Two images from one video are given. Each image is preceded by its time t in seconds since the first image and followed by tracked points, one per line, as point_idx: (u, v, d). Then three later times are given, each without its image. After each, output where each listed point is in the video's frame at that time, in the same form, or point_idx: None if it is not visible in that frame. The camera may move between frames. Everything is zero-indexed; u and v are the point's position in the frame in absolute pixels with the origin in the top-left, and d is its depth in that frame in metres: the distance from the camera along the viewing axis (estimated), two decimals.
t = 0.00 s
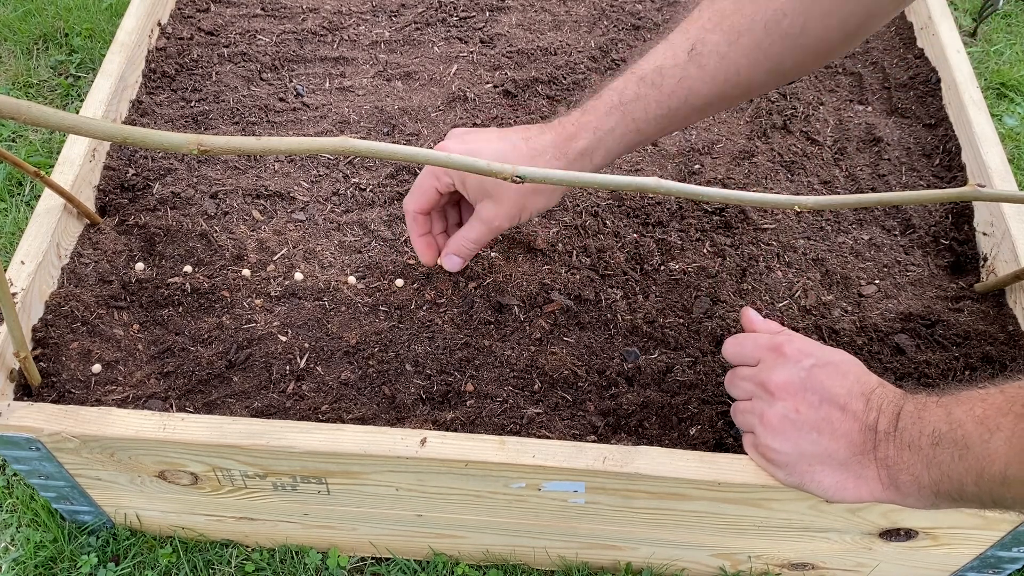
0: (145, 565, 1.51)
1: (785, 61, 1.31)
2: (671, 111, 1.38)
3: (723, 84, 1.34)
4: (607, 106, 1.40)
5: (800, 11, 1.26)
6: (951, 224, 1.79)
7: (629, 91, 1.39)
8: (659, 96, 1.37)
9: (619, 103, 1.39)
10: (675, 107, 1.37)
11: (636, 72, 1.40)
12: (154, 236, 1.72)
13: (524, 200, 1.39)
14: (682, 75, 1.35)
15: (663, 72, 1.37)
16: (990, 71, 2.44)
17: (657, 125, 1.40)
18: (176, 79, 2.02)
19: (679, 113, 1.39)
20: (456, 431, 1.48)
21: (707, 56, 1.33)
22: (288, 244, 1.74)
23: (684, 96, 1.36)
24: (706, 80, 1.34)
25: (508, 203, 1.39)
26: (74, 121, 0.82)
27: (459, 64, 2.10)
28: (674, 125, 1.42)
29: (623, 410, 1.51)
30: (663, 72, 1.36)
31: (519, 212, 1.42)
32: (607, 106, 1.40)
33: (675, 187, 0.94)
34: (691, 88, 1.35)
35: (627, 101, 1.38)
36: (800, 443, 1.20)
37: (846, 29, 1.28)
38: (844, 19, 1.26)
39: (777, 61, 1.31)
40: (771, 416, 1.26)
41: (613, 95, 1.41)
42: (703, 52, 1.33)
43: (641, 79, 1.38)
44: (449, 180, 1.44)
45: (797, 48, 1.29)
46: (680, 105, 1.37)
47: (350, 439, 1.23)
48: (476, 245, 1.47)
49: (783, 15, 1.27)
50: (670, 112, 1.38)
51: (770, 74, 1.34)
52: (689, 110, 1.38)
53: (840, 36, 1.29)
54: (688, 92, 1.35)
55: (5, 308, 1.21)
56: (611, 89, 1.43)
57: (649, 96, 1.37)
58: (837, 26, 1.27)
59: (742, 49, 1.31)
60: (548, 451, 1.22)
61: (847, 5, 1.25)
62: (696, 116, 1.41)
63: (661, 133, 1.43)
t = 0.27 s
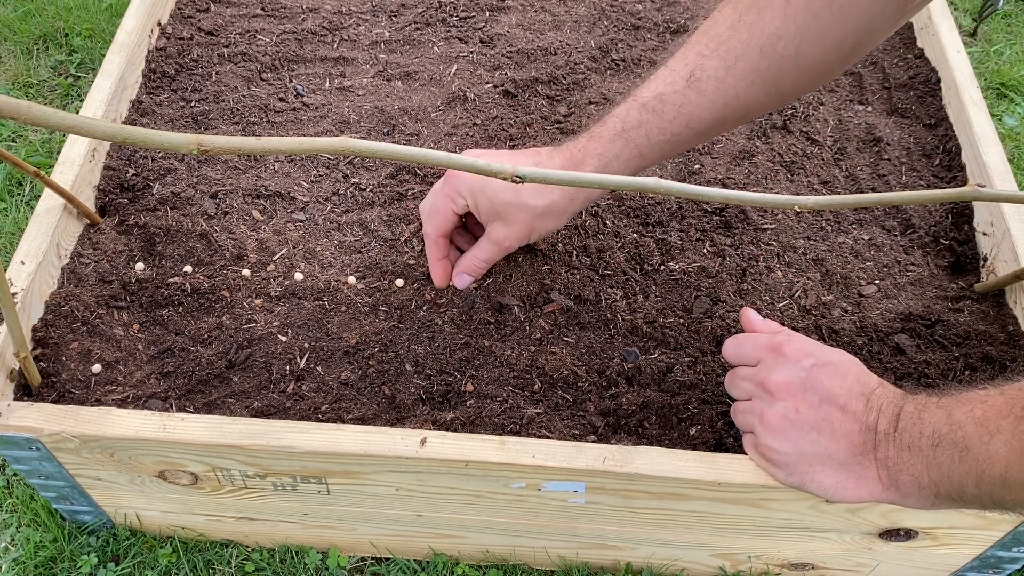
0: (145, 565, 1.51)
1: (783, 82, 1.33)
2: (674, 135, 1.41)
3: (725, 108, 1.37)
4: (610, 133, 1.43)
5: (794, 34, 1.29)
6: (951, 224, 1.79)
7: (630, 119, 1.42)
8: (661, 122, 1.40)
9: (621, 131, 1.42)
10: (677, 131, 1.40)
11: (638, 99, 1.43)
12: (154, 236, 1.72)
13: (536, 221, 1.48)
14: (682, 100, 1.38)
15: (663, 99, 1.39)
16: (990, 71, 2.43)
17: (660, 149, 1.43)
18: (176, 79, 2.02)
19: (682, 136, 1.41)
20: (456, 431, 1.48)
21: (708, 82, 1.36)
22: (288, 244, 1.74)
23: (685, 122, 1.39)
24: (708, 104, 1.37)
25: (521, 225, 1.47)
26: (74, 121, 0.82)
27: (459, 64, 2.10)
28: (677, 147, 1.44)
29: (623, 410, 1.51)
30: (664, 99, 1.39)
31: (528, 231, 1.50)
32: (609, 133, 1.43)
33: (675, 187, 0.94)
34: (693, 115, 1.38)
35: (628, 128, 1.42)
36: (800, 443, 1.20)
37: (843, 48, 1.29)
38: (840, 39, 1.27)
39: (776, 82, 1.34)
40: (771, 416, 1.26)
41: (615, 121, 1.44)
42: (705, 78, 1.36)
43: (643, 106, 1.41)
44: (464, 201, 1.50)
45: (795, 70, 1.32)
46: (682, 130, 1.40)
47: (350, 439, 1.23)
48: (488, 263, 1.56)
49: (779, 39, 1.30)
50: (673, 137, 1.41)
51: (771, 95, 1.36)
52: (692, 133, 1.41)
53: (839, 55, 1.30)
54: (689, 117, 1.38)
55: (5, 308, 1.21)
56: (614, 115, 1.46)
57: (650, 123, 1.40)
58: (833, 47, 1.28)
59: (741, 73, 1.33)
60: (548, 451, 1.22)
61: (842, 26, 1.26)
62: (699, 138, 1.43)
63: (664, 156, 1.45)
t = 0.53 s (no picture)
0: (145, 565, 1.51)
1: (791, 84, 1.34)
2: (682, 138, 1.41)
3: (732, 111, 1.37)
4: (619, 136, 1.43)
5: (803, 36, 1.29)
6: (951, 224, 1.79)
7: (640, 122, 1.42)
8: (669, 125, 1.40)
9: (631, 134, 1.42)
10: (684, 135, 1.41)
11: (648, 101, 1.43)
12: (154, 236, 1.72)
13: (547, 222, 1.48)
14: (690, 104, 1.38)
15: (673, 103, 1.40)
16: (990, 71, 2.43)
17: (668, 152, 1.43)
18: (176, 79, 2.02)
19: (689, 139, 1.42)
20: (456, 431, 1.48)
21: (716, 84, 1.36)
22: (288, 244, 1.74)
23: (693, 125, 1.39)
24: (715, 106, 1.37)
25: (532, 226, 1.48)
26: (74, 121, 0.82)
27: (459, 64, 2.10)
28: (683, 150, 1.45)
29: (623, 410, 1.51)
30: (673, 103, 1.39)
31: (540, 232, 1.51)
32: (619, 136, 1.43)
33: (675, 187, 0.94)
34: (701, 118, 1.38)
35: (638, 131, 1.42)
36: (800, 443, 1.20)
37: (851, 49, 1.29)
38: (848, 39, 1.27)
39: (785, 84, 1.34)
40: (771, 416, 1.26)
41: (625, 124, 1.44)
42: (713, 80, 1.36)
43: (653, 109, 1.42)
44: (475, 201, 1.51)
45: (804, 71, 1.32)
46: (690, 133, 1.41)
47: (350, 439, 1.23)
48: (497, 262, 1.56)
49: (787, 41, 1.30)
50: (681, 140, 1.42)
51: (780, 97, 1.36)
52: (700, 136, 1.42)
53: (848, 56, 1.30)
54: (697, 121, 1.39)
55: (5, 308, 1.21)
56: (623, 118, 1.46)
57: (659, 126, 1.41)
58: (842, 48, 1.29)
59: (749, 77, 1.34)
60: (548, 451, 1.22)
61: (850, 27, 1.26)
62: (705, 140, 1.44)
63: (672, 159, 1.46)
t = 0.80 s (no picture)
0: (145, 565, 1.51)
1: (788, 86, 1.34)
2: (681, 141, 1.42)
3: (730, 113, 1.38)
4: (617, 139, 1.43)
5: (800, 39, 1.29)
6: (951, 224, 1.79)
7: (638, 126, 1.42)
8: (667, 129, 1.40)
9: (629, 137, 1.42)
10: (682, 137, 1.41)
11: (645, 105, 1.43)
12: (154, 236, 1.72)
13: (544, 228, 1.48)
14: (688, 107, 1.38)
15: (671, 106, 1.39)
16: (990, 71, 2.44)
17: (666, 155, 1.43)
18: (176, 79, 2.02)
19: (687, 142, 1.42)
20: (456, 431, 1.48)
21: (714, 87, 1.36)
22: (288, 244, 1.74)
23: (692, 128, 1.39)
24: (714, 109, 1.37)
25: (529, 232, 1.47)
26: (74, 121, 0.82)
27: (459, 64, 2.10)
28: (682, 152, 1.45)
29: (623, 410, 1.51)
30: (671, 106, 1.39)
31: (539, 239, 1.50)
32: (616, 140, 1.43)
33: (675, 186, 0.94)
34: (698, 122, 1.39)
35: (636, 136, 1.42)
36: (800, 443, 1.20)
37: (847, 51, 1.30)
38: (845, 41, 1.28)
39: (782, 86, 1.34)
40: (771, 416, 1.26)
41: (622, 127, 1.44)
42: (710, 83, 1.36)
43: (650, 113, 1.41)
44: (470, 206, 1.50)
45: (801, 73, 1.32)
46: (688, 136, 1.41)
47: (350, 439, 1.23)
48: (492, 269, 1.55)
49: (785, 43, 1.30)
50: (680, 143, 1.42)
51: (776, 99, 1.37)
52: (698, 138, 1.42)
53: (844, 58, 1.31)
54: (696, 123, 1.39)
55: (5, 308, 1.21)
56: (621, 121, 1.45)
57: (657, 130, 1.41)
58: (838, 50, 1.29)
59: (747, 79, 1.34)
60: (548, 451, 1.22)
61: (847, 29, 1.27)
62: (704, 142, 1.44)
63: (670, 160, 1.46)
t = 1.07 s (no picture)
0: (145, 565, 1.51)
1: (786, 93, 1.35)
2: (682, 151, 1.41)
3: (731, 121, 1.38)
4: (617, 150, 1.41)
5: (799, 47, 1.30)
6: (951, 224, 1.79)
7: (639, 137, 1.41)
8: (669, 139, 1.39)
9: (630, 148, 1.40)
10: (683, 147, 1.40)
11: (645, 115, 1.41)
12: (154, 235, 1.72)
13: (547, 241, 1.47)
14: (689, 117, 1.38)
15: (672, 117, 1.38)
16: (990, 71, 2.43)
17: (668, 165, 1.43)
18: (176, 79, 2.02)
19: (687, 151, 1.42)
20: (456, 431, 1.48)
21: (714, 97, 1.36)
22: (288, 244, 1.74)
23: (693, 137, 1.39)
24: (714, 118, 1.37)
25: (533, 245, 1.47)
26: (74, 121, 0.82)
27: (459, 64, 2.10)
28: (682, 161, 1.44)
29: (623, 410, 1.51)
30: (672, 116, 1.38)
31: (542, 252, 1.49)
32: (618, 151, 1.41)
33: (676, 186, 0.94)
34: (700, 131, 1.39)
35: (638, 147, 1.40)
36: (799, 443, 1.20)
37: (845, 56, 1.31)
38: (843, 48, 1.29)
39: (781, 92, 1.35)
40: (771, 416, 1.26)
41: (622, 138, 1.42)
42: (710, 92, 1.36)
43: (652, 124, 1.40)
44: (471, 222, 1.49)
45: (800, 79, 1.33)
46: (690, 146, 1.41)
47: (350, 439, 1.23)
48: (498, 283, 1.54)
49: (784, 52, 1.31)
50: (680, 152, 1.42)
51: (775, 105, 1.37)
52: (698, 148, 1.42)
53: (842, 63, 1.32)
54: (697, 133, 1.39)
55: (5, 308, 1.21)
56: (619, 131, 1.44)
57: (659, 141, 1.40)
58: (837, 55, 1.30)
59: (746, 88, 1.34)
60: (548, 451, 1.22)
61: (845, 34, 1.28)
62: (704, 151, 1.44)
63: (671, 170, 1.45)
